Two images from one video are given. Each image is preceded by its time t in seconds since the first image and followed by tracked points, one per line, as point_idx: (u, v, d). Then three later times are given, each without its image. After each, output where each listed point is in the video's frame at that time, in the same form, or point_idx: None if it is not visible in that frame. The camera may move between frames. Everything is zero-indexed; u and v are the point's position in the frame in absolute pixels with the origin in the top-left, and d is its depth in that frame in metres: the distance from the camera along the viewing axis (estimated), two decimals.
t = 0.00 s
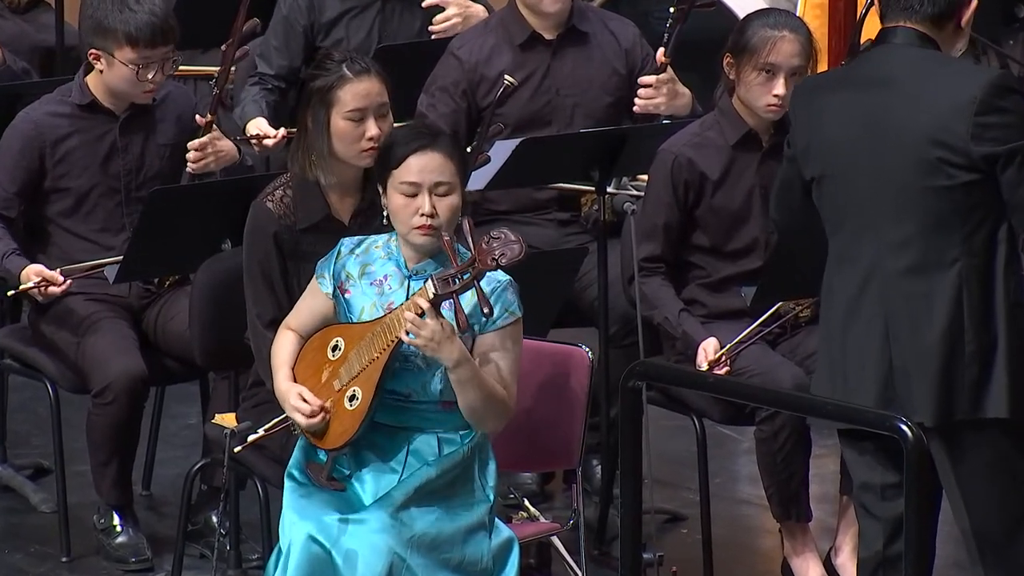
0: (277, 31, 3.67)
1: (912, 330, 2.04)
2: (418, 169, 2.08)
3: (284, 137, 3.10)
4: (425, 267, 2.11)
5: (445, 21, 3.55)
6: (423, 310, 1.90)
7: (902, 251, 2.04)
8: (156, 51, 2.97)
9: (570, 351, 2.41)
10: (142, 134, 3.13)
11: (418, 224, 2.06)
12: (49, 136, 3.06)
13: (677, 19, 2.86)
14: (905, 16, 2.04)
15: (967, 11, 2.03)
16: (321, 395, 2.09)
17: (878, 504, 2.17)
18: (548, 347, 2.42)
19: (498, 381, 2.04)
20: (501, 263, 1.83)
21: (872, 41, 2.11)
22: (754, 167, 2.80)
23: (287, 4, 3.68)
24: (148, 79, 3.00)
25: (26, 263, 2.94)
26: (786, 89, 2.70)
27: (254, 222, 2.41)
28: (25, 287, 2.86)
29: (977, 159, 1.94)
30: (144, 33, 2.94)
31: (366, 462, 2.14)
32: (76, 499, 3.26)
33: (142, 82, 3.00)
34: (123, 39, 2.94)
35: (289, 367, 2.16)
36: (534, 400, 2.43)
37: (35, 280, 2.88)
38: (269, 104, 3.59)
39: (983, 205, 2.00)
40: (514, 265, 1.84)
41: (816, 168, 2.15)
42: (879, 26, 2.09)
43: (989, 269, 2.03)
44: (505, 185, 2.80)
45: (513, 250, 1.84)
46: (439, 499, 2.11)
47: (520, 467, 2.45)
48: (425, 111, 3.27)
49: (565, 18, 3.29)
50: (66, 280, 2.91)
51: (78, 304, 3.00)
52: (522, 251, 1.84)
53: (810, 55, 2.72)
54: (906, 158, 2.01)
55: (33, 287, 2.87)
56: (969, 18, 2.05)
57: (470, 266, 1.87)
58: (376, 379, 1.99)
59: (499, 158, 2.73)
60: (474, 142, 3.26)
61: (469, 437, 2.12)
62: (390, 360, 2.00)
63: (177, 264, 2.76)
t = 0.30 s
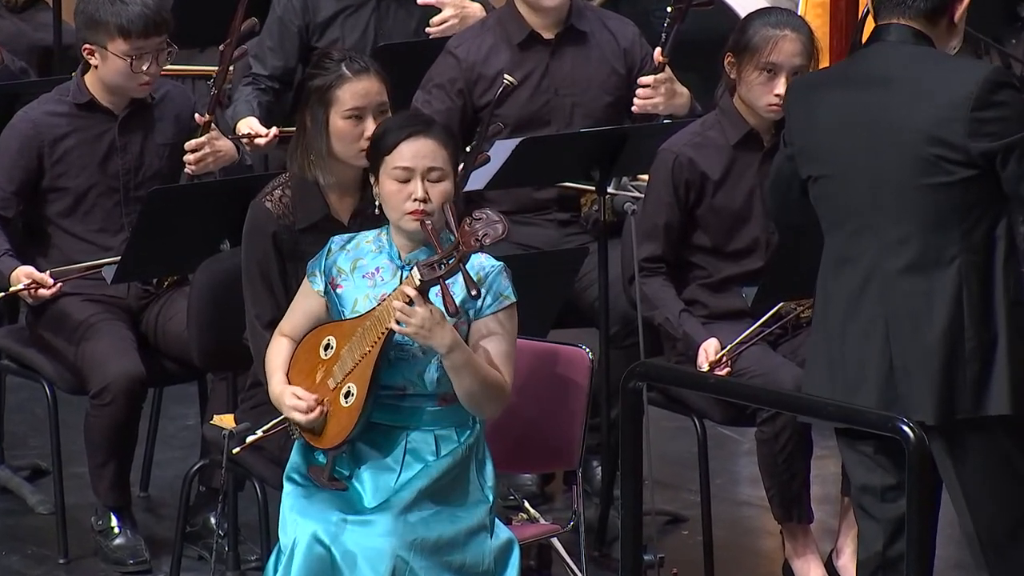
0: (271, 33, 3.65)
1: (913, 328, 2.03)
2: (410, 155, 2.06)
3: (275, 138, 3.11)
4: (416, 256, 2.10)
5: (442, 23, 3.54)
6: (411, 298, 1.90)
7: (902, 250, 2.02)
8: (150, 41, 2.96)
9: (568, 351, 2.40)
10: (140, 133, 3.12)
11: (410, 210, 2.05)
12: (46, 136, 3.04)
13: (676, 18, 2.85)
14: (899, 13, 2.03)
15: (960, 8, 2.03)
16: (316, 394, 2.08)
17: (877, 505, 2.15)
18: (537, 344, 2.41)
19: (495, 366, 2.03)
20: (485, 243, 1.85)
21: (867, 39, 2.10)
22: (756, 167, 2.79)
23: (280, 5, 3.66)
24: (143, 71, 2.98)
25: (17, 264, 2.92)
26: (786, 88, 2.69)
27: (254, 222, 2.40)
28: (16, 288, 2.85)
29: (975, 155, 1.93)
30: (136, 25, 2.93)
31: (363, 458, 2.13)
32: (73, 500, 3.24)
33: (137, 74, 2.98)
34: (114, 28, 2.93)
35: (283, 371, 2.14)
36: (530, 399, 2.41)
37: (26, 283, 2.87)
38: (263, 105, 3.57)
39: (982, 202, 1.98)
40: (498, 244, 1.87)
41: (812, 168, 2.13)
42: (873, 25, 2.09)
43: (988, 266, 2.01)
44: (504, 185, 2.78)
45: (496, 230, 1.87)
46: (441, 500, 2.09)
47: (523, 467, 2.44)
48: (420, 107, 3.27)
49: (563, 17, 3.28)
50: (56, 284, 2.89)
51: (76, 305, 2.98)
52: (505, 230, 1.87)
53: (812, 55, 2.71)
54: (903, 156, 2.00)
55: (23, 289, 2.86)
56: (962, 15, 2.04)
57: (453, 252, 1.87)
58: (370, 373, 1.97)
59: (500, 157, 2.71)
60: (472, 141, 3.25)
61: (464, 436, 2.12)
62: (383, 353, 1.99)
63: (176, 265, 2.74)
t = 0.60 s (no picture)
0: (266, 31, 3.63)
1: (916, 330, 2.00)
2: (392, 152, 2.04)
3: (260, 133, 3.14)
4: (406, 255, 2.08)
5: (440, 22, 3.52)
6: (410, 290, 1.87)
7: (904, 251, 2.00)
8: (140, 33, 2.94)
9: (571, 353, 2.38)
10: (136, 132, 3.10)
11: (393, 209, 2.03)
12: (41, 135, 3.02)
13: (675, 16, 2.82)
14: (902, 11, 2.01)
15: (958, 5, 2.00)
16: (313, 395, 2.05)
17: (879, 508, 2.12)
18: (522, 344, 2.39)
19: (484, 365, 2.00)
20: (486, 232, 1.81)
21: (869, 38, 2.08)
22: (758, 167, 2.77)
23: (277, 3, 3.63)
24: (135, 63, 2.95)
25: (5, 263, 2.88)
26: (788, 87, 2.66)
27: (251, 222, 2.36)
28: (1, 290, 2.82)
29: (981, 157, 1.91)
30: (126, 17, 2.91)
31: (358, 458, 2.11)
32: (69, 503, 3.22)
33: (128, 67, 2.95)
34: (105, 22, 2.91)
35: (280, 374, 2.11)
36: (530, 403, 2.39)
37: (12, 283, 2.83)
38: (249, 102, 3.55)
39: (986, 203, 1.96)
40: (497, 234, 1.83)
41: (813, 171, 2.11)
42: (876, 24, 2.06)
43: (992, 268, 1.98)
44: (503, 185, 2.76)
45: (495, 220, 1.83)
46: (440, 501, 2.07)
47: (519, 470, 2.41)
48: (416, 106, 3.24)
49: (561, 16, 3.25)
50: (43, 284, 2.86)
51: (72, 306, 2.96)
52: (503, 221, 1.84)
53: (815, 53, 2.69)
54: (907, 157, 1.97)
55: (10, 289, 2.82)
56: (962, 12, 2.01)
57: (453, 243, 1.84)
58: (369, 370, 1.95)
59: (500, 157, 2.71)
60: (469, 141, 3.23)
61: (463, 434, 2.09)
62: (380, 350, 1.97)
63: (173, 266, 2.72)
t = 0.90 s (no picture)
0: (264, 28, 3.61)
1: (924, 333, 1.98)
2: (388, 151, 2.02)
3: (243, 131, 3.08)
4: (405, 252, 2.06)
5: (442, 21, 3.50)
6: (408, 287, 1.86)
7: (913, 254, 1.97)
8: (139, 39, 2.91)
9: (572, 355, 2.36)
10: (132, 132, 3.08)
11: (392, 207, 2.00)
12: (37, 134, 3.00)
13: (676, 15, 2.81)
14: (910, 11, 1.99)
15: (967, 6, 1.99)
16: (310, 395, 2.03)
17: (881, 511, 2.09)
18: (521, 344, 2.37)
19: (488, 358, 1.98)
20: (486, 228, 1.82)
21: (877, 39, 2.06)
22: (760, 167, 2.75)
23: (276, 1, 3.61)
24: (134, 70, 2.94)
25: None
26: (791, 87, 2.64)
27: (248, 224, 2.34)
28: None
29: (996, 160, 1.89)
30: (127, 22, 2.88)
31: (356, 457, 2.08)
32: (65, 505, 3.20)
33: (127, 72, 2.94)
34: (104, 26, 2.88)
35: (276, 374, 2.09)
36: (530, 405, 2.37)
37: None
38: (240, 100, 3.52)
39: (997, 209, 1.95)
40: (498, 229, 1.85)
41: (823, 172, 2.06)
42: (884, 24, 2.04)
43: (1001, 275, 1.97)
44: (503, 185, 2.74)
45: (495, 216, 1.85)
46: (439, 501, 2.05)
47: (520, 472, 2.39)
48: (415, 106, 3.23)
49: (559, 17, 3.23)
50: (26, 287, 2.85)
51: (68, 307, 2.94)
52: (503, 217, 1.85)
53: (817, 53, 2.67)
54: (918, 160, 1.95)
55: None
56: (970, 14, 2.00)
57: (453, 239, 1.83)
58: (367, 367, 1.93)
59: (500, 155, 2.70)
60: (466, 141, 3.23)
61: (462, 434, 2.07)
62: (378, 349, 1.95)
63: (170, 268, 2.70)
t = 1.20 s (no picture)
0: (265, 23, 3.58)
1: (941, 331, 1.95)
2: (390, 149, 1.99)
3: (242, 123, 3.04)
4: (405, 251, 2.04)
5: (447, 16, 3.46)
6: (411, 294, 1.83)
7: (930, 252, 1.95)
8: (140, 36, 2.89)
9: (572, 355, 2.34)
10: (130, 130, 3.06)
11: (394, 207, 1.98)
12: (34, 132, 2.98)
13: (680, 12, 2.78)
14: (927, 7, 1.97)
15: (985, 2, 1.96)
16: (309, 395, 2.01)
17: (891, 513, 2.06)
18: (521, 343, 2.35)
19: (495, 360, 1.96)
20: (491, 239, 1.74)
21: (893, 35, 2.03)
22: (763, 165, 2.72)
23: None
24: (133, 66, 2.91)
25: None
26: (794, 86, 2.62)
27: (246, 222, 2.32)
28: None
29: (1015, 158, 1.87)
30: (127, 18, 2.87)
31: (355, 459, 2.05)
32: (61, 507, 3.17)
33: (127, 70, 2.91)
34: (104, 22, 2.86)
35: (274, 371, 2.06)
36: (530, 405, 2.34)
37: None
38: (241, 93, 3.50)
39: (1014, 207, 1.93)
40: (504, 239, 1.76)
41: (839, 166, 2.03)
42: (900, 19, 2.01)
43: (1017, 274, 1.95)
44: (502, 184, 2.71)
45: (501, 225, 1.76)
46: (438, 504, 2.03)
47: (521, 473, 2.36)
48: (415, 105, 3.20)
49: (560, 15, 3.21)
50: (13, 291, 2.82)
51: (63, 308, 2.91)
52: (510, 225, 1.76)
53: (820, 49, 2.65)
54: (936, 156, 1.92)
55: None
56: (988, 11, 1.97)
57: (457, 246, 1.80)
58: (367, 371, 1.91)
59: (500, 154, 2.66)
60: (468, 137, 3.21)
61: (461, 436, 2.05)
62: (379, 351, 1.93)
63: (168, 267, 2.68)
